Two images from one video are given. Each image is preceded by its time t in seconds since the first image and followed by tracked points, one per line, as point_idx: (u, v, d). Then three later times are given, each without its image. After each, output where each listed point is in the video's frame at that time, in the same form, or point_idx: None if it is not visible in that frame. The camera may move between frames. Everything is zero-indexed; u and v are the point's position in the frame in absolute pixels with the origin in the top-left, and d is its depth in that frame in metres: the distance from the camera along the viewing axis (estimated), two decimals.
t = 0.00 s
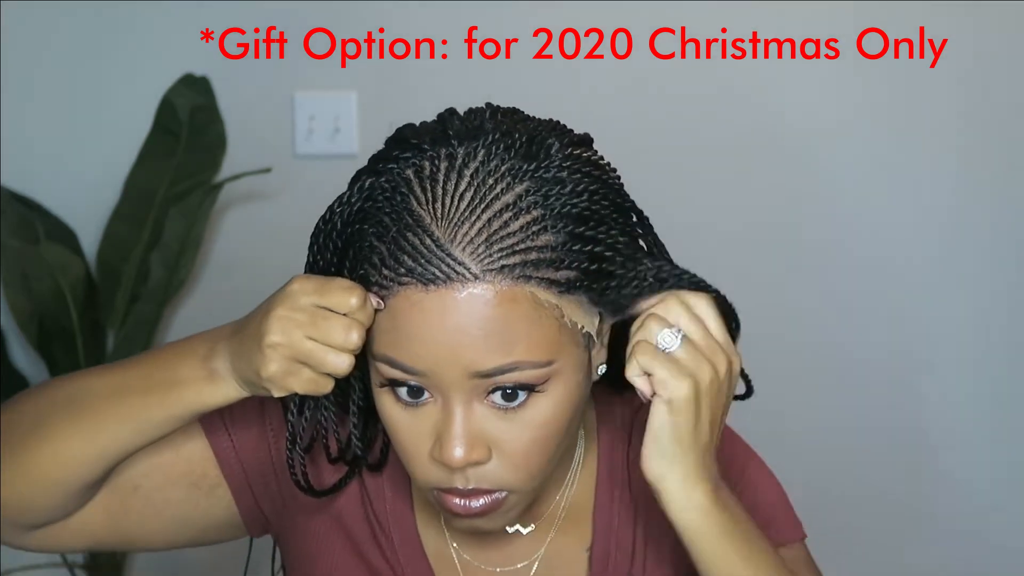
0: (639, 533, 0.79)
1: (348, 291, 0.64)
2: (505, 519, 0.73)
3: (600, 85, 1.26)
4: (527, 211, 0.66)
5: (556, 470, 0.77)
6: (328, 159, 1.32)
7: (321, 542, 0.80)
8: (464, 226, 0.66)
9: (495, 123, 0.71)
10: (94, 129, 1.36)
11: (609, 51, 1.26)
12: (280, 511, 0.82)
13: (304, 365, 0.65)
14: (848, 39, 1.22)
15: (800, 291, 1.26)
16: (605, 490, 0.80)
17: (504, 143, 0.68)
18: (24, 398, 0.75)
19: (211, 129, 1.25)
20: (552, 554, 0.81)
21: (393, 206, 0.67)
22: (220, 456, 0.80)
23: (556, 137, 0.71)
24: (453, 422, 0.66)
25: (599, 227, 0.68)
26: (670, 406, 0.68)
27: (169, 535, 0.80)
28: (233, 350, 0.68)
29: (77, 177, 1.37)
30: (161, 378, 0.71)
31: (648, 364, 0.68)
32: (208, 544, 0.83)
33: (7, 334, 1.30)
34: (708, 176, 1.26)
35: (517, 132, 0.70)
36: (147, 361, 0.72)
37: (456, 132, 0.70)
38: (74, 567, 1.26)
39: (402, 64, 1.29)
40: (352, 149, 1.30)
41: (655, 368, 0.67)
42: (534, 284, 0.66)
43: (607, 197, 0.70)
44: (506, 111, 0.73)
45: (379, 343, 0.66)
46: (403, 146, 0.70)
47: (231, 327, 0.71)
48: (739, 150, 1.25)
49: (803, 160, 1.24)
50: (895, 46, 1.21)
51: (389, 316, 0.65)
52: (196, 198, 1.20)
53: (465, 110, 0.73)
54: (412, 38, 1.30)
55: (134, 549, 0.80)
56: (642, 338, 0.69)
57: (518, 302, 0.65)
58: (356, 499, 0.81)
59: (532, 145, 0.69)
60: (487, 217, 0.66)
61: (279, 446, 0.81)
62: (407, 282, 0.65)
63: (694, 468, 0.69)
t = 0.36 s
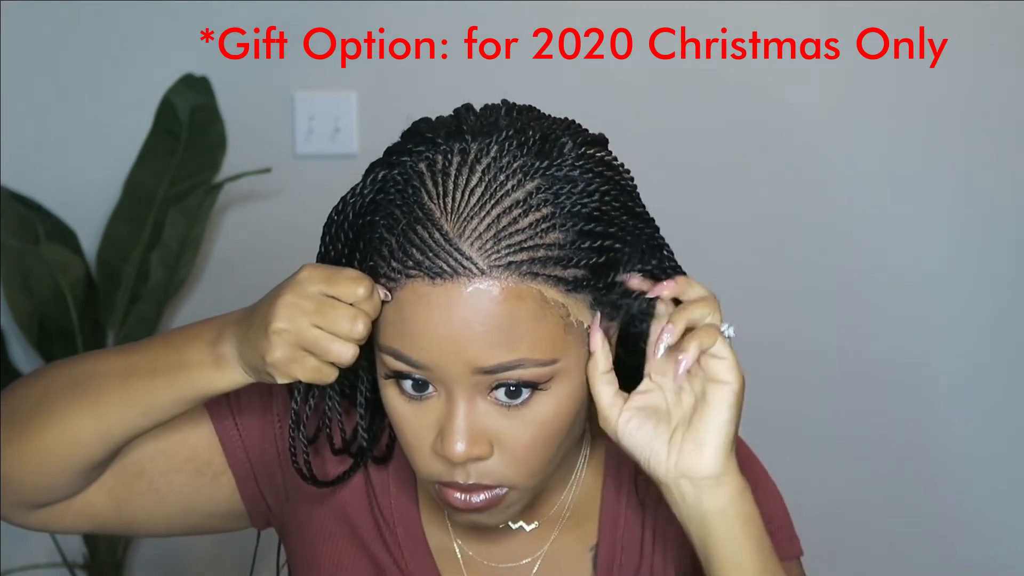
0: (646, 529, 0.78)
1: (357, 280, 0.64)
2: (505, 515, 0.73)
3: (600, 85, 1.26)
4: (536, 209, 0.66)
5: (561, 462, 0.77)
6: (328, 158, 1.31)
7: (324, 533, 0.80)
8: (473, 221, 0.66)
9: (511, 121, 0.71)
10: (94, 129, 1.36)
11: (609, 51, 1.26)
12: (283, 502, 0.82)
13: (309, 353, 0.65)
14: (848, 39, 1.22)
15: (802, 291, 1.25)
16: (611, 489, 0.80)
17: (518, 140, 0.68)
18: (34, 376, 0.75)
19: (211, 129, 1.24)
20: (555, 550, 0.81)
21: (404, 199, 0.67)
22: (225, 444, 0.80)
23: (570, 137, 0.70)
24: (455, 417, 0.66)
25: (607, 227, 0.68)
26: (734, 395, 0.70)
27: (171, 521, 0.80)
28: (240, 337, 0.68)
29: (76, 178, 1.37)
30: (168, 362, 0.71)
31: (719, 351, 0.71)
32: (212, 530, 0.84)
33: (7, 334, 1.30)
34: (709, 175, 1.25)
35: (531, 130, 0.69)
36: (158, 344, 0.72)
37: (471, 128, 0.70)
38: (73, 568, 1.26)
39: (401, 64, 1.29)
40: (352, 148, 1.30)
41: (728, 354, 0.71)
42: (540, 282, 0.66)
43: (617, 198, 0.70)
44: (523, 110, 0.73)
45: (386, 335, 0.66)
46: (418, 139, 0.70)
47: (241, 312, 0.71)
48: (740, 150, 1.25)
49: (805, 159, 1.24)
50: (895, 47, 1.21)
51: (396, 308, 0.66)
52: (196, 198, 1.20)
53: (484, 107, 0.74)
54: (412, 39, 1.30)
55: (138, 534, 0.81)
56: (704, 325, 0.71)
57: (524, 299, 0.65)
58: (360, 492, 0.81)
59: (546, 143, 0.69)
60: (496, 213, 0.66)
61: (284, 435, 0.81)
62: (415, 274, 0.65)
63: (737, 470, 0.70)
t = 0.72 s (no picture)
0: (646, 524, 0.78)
1: (358, 274, 0.64)
2: (504, 511, 0.73)
3: (600, 85, 1.26)
4: (539, 207, 0.66)
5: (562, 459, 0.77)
6: (328, 158, 1.31)
7: (324, 529, 0.80)
8: (475, 218, 0.66)
9: (515, 119, 0.71)
10: (94, 128, 1.36)
11: (609, 51, 1.26)
12: (283, 499, 0.82)
13: (311, 347, 0.65)
14: (848, 39, 1.22)
15: (802, 291, 1.25)
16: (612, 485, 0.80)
17: (522, 138, 0.68)
18: (37, 370, 0.75)
19: (211, 129, 1.24)
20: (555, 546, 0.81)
21: (407, 195, 0.67)
22: (226, 440, 0.80)
23: (574, 136, 0.70)
24: (455, 413, 0.66)
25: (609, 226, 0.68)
26: (740, 365, 0.70)
27: (172, 518, 0.80)
28: (241, 331, 0.68)
29: (76, 177, 1.37)
30: (169, 356, 0.71)
31: (717, 323, 0.69)
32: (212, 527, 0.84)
33: (7, 335, 1.30)
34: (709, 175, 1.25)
35: (535, 128, 0.69)
36: (159, 338, 0.72)
37: (475, 126, 0.70)
38: (73, 568, 1.26)
39: (401, 64, 1.29)
40: (352, 148, 1.30)
41: (727, 325, 0.69)
42: (541, 280, 0.66)
43: (620, 198, 0.70)
44: (527, 107, 0.73)
45: (387, 330, 0.66)
46: (423, 136, 0.70)
47: (243, 306, 0.71)
48: (740, 150, 1.24)
49: (805, 159, 1.23)
50: (895, 47, 1.21)
51: (398, 303, 0.66)
52: (196, 198, 1.19)
53: (489, 103, 0.73)
54: (413, 39, 1.30)
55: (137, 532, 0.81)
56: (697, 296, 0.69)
57: (525, 297, 0.65)
58: (361, 489, 0.81)
59: (551, 141, 0.69)
60: (499, 211, 0.66)
61: (285, 431, 0.81)
62: (417, 270, 0.65)
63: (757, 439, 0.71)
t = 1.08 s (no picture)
0: (646, 521, 0.78)
1: (363, 274, 0.65)
2: (506, 510, 0.73)
3: (600, 85, 1.26)
4: (545, 210, 0.66)
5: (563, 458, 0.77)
6: (327, 158, 1.31)
7: (325, 527, 0.79)
8: (482, 221, 0.66)
9: (520, 121, 0.71)
10: (94, 129, 1.36)
11: (609, 51, 1.26)
12: (285, 498, 0.82)
13: (316, 348, 0.65)
14: (848, 39, 1.22)
15: (803, 292, 1.25)
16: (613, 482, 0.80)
17: (529, 141, 0.68)
18: (36, 372, 0.75)
19: (211, 129, 1.24)
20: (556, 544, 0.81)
21: (414, 197, 0.67)
22: (228, 440, 0.80)
23: (580, 138, 0.71)
24: (459, 415, 0.66)
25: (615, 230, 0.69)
26: (735, 353, 0.69)
27: (173, 519, 0.80)
28: (246, 331, 0.68)
29: (76, 177, 1.37)
30: (172, 357, 0.71)
31: (712, 311, 0.69)
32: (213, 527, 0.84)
33: (7, 335, 1.30)
34: (709, 176, 1.25)
35: (542, 130, 0.70)
36: (161, 339, 0.72)
37: (482, 128, 0.70)
38: (72, 568, 1.26)
39: (401, 64, 1.29)
40: (352, 148, 1.30)
41: (722, 314, 0.69)
42: (547, 283, 0.66)
43: (626, 201, 0.70)
44: (533, 109, 0.73)
45: (392, 331, 0.66)
46: (429, 137, 0.70)
47: (247, 308, 0.71)
48: (740, 150, 1.24)
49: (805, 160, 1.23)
50: (896, 47, 1.21)
51: (403, 304, 0.66)
52: (196, 198, 1.19)
53: (494, 105, 0.73)
54: (413, 39, 1.30)
55: (138, 533, 0.81)
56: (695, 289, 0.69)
57: (530, 300, 0.65)
58: (362, 487, 0.81)
59: (557, 144, 0.69)
60: (505, 214, 0.66)
61: (288, 431, 0.81)
62: (423, 273, 0.65)
63: (750, 428, 0.69)
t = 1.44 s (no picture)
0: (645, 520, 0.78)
1: (363, 275, 0.65)
2: (506, 510, 0.73)
3: (600, 86, 1.26)
4: (546, 210, 0.66)
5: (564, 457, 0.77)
6: (327, 158, 1.31)
7: (326, 527, 0.79)
8: (483, 222, 0.66)
9: (520, 121, 0.71)
10: (94, 129, 1.36)
11: (609, 51, 1.26)
12: (285, 498, 0.82)
13: (317, 349, 0.65)
14: (848, 39, 1.22)
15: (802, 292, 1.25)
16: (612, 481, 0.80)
17: (529, 140, 0.68)
18: (37, 372, 0.75)
19: (211, 129, 1.24)
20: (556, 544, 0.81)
21: (414, 198, 0.67)
22: (229, 440, 0.80)
23: (580, 138, 0.71)
24: (460, 416, 0.66)
25: (616, 230, 0.69)
26: (740, 346, 0.68)
27: (173, 519, 0.80)
28: (247, 332, 0.68)
29: (76, 178, 1.37)
30: (172, 356, 0.71)
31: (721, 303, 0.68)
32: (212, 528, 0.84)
33: (7, 335, 1.30)
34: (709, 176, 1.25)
35: (542, 130, 0.70)
36: (161, 338, 0.72)
37: (482, 128, 0.70)
38: (73, 568, 1.26)
39: (401, 64, 1.29)
40: (352, 148, 1.30)
41: (731, 305, 0.68)
42: (548, 284, 0.66)
43: (626, 201, 0.71)
44: (532, 109, 0.73)
45: (393, 332, 0.66)
46: (429, 137, 0.70)
47: (247, 308, 0.71)
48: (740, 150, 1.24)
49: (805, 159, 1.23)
50: (895, 47, 1.21)
51: (404, 306, 0.66)
52: (196, 198, 1.20)
53: (493, 105, 0.73)
54: (412, 39, 1.30)
55: (138, 533, 0.81)
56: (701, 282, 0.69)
57: (530, 301, 0.65)
58: (362, 487, 0.81)
59: (557, 143, 0.69)
60: (506, 215, 0.66)
61: (289, 431, 0.81)
62: (424, 274, 0.65)
63: (753, 421, 0.68)
